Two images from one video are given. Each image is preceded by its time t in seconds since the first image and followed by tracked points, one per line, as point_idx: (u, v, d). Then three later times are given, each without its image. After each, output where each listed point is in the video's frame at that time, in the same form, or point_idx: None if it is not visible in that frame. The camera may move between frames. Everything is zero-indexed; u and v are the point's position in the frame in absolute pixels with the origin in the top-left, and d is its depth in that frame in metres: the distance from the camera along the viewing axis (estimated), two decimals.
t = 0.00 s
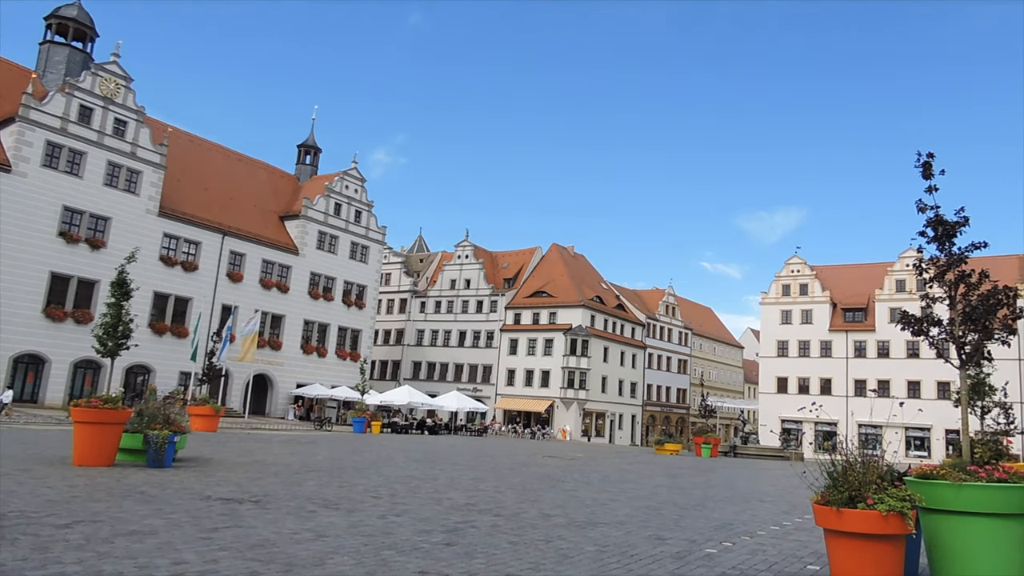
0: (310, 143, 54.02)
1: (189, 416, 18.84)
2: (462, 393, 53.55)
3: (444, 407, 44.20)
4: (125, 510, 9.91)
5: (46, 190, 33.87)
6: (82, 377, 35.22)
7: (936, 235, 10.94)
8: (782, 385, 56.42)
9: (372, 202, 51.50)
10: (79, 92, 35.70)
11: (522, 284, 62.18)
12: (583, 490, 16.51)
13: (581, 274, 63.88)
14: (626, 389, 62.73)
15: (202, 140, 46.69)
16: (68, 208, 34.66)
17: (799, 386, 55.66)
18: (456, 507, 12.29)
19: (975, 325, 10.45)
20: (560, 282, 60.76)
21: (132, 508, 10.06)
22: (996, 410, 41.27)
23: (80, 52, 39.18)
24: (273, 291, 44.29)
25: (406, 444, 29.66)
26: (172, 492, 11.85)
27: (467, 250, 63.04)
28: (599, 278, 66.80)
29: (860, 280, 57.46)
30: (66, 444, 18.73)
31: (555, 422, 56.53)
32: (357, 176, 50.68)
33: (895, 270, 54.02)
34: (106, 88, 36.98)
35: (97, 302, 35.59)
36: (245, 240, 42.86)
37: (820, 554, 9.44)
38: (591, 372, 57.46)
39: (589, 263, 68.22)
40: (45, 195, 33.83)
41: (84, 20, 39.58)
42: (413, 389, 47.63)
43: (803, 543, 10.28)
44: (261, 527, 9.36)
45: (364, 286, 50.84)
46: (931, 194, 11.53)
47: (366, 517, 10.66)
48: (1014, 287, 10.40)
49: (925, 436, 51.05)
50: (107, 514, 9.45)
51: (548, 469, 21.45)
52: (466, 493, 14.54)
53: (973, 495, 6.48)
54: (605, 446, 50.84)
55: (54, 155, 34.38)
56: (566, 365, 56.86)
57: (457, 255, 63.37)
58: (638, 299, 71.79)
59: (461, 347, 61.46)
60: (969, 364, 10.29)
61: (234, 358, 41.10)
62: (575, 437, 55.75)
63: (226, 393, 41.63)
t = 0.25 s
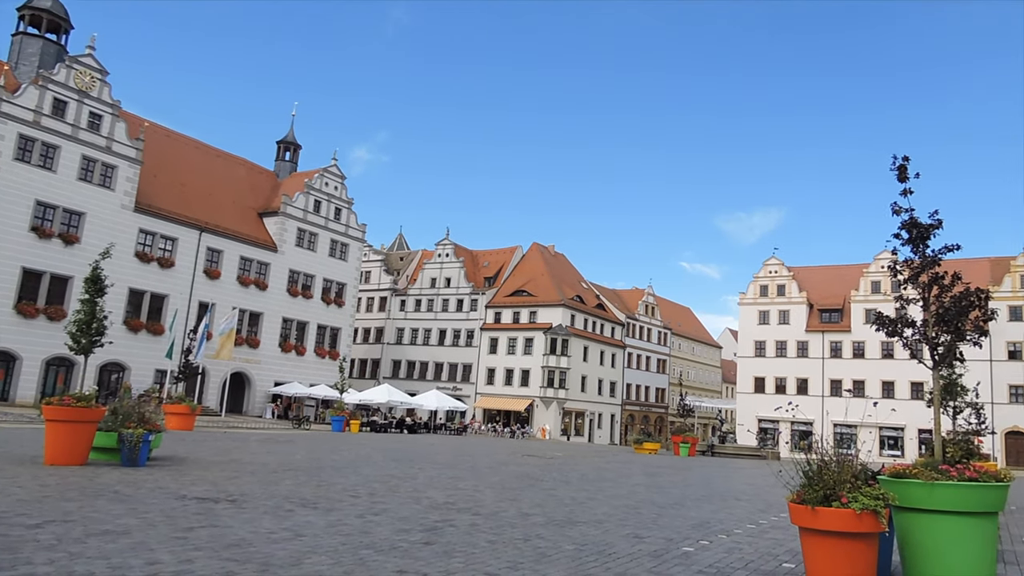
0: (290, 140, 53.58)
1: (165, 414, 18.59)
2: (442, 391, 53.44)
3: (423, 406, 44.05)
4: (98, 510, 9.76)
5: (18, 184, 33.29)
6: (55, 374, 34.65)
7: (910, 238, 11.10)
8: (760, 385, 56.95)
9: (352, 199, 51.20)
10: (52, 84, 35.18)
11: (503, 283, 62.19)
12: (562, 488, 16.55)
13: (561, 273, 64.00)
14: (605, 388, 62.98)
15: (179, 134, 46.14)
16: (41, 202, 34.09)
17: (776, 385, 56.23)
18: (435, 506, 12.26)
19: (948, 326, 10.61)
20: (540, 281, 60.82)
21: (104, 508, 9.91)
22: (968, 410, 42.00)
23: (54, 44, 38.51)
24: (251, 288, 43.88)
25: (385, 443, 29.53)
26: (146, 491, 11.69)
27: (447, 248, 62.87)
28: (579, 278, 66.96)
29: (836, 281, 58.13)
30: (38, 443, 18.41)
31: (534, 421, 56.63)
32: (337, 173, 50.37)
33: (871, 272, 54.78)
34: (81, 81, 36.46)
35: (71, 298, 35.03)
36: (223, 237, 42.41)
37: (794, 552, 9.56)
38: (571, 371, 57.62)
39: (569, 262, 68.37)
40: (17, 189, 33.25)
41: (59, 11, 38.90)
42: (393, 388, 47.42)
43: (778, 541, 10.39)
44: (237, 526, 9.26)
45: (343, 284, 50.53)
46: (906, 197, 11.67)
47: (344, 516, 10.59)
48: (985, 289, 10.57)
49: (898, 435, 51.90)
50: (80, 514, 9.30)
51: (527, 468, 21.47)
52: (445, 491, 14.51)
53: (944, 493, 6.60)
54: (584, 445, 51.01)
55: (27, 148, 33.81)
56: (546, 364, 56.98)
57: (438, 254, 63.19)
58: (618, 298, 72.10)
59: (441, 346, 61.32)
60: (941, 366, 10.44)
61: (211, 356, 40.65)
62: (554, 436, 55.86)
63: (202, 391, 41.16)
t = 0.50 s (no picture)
0: (271, 137, 53.17)
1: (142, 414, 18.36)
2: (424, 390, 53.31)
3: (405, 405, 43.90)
4: (74, 510, 9.62)
5: None
6: (29, 373, 34.12)
7: (888, 239, 11.23)
8: (740, 384, 57.39)
9: (334, 197, 50.91)
10: (28, 78, 34.76)
11: (485, 282, 62.17)
12: (544, 487, 16.57)
13: (544, 273, 64.08)
14: (587, 387, 63.15)
15: (158, 130, 45.62)
16: (16, 198, 33.58)
17: (757, 385, 56.68)
18: (416, 506, 12.23)
19: (924, 327, 10.76)
20: (523, 281, 60.84)
21: (81, 508, 9.77)
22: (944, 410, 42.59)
23: (30, 38, 37.94)
24: (231, 286, 43.48)
25: (366, 443, 29.42)
26: (124, 491, 11.54)
27: (430, 247, 62.71)
28: (562, 277, 67.08)
29: (815, 282, 58.72)
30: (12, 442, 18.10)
31: (516, 420, 56.70)
32: (318, 171, 50.06)
33: (850, 273, 55.43)
34: (58, 75, 36.07)
35: (46, 295, 34.50)
36: (202, 234, 41.99)
37: (773, 550, 9.64)
38: (553, 371, 57.71)
39: (552, 261, 68.49)
40: None
41: (35, 4, 38.34)
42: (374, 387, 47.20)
43: (757, 540, 10.48)
44: (217, 526, 9.17)
45: (325, 283, 50.22)
46: (884, 198, 11.80)
47: (325, 516, 10.53)
48: (961, 291, 10.72)
49: (876, 434, 52.57)
50: (55, 515, 9.16)
51: (509, 467, 21.48)
52: (427, 491, 14.48)
53: (921, 491, 6.68)
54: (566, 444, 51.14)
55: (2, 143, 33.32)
56: (528, 363, 56.99)
57: (420, 253, 63.01)
58: (600, 298, 72.33)
59: (423, 345, 61.15)
60: (918, 366, 10.58)
61: (190, 354, 40.23)
62: (536, 435, 55.95)
63: (181, 390, 40.72)
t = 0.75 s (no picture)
0: (246, 134, 52.61)
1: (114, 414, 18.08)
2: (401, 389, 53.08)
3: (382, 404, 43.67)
4: (44, 514, 9.43)
5: None
6: None
7: (860, 239, 11.40)
8: (716, 382, 57.91)
9: (310, 195, 50.50)
10: None
11: (463, 281, 62.08)
12: (522, 486, 16.59)
13: (522, 272, 64.14)
14: (565, 385, 63.33)
15: (131, 127, 44.93)
16: None
17: (732, 382, 57.23)
18: (394, 506, 12.18)
19: (896, 325, 10.93)
20: (501, 279, 60.85)
21: (50, 511, 9.58)
22: (915, 407, 43.34)
23: None
24: (205, 285, 42.92)
25: (343, 442, 29.25)
26: (95, 493, 11.34)
27: (407, 246, 62.47)
28: (540, 276, 67.18)
29: (790, 281, 59.44)
30: None
31: (494, 419, 56.71)
32: (295, 168, 49.63)
33: (823, 272, 56.22)
34: (26, 69, 35.50)
35: (14, 294, 33.80)
36: (176, 233, 41.41)
37: (748, 546, 9.75)
38: (531, 369, 57.77)
39: (530, 260, 68.58)
40: None
41: None
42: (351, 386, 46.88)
43: (733, 536, 10.58)
44: (191, 528, 9.05)
45: (301, 282, 49.78)
46: (857, 199, 11.97)
47: (302, 516, 10.45)
48: (932, 289, 10.91)
49: (849, 431, 53.36)
50: (24, 518, 8.98)
51: (487, 465, 21.48)
52: (405, 490, 14.42)
53: (892, 487, 6.79)
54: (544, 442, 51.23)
55: None
56: (506, 362, 57.02)
57: (398, 251, 62.75)
58: (578, 297, 72.58)
59: (401, 344, 60.89)
60: (890, 363, 10.74)
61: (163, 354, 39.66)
62: (514, 434, 55.97)
63: (154, 391, 40.11)
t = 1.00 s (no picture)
0: (224, 131, 52.09)
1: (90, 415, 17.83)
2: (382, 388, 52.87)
3: (363, 403, 43.44)
4: (18, 516, 9.28)
5: None
6: None
7: (838, 237, 11.54)
8: (696, 379, 58.33)
9: (290, 193, 50.12)
10: None
11: (444, 279, 61.96)
12: (503, 484, 16.61)
13: (503, 270, 64.15)
14: (546, 383, 63.46)
15: (106, 124, 44.30)
16: None
17: (712, 379, 57.68)
18: (375, 505, 12.13)
19: (872, 322, 11.07)
20: (482, 277, 60.82)
21: (24, 514, 9.42)
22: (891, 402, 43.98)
23: None
24: (183, 284, 42.43)
25: (324, 441, 29.10)
26: (71, 496, 11.18)
27: (388, 244, 62.22)
28: (521, 274, 67.23)
29: (768, 278, 60.02)
30: None
31: (476, 417, 56.70)
32: (273, 166, 49.23)
33: (801, 269, 56.83)
34: None
35: None
36: (153, 231, 40.89)
37: (728, 541, 9.84)
38: (513, 367, 57.81)
39: (511, 258, 68.61)
40: None
41: None
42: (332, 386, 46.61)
43: (713, 532, 10.67)
44: (169, 530, 8.95)
45: (280, 280, 49.38)
46: (834, 198, 12.13)
47: (282, 516, 10.38)
48: (907, 286, 11.07)
49: (826, 427, 54.01)
50: None
51: (468, 464, 21.46)
52: (386, 489, 14.38)
53: (869, 481, 6.88)
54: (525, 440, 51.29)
55: None
56: (487, 360, 57.00)
57: (378, 249, 62.47)
58: (559, 295, 72.73)
59: (381, 343, 60.64)
60: (866, 359, 10.88)
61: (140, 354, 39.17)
62: (495, 432, 55.98)
63: (130, 391, 39.59)
